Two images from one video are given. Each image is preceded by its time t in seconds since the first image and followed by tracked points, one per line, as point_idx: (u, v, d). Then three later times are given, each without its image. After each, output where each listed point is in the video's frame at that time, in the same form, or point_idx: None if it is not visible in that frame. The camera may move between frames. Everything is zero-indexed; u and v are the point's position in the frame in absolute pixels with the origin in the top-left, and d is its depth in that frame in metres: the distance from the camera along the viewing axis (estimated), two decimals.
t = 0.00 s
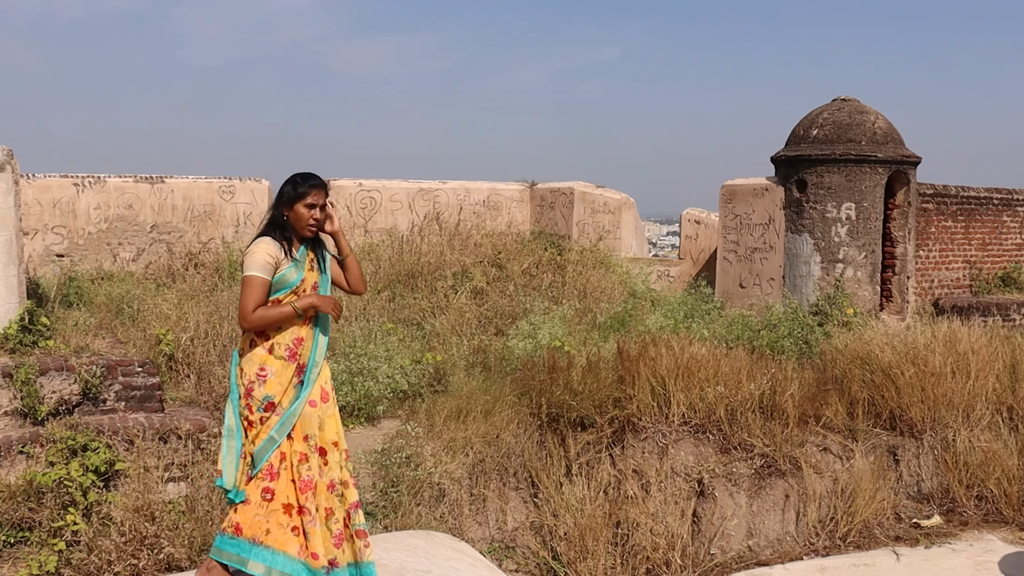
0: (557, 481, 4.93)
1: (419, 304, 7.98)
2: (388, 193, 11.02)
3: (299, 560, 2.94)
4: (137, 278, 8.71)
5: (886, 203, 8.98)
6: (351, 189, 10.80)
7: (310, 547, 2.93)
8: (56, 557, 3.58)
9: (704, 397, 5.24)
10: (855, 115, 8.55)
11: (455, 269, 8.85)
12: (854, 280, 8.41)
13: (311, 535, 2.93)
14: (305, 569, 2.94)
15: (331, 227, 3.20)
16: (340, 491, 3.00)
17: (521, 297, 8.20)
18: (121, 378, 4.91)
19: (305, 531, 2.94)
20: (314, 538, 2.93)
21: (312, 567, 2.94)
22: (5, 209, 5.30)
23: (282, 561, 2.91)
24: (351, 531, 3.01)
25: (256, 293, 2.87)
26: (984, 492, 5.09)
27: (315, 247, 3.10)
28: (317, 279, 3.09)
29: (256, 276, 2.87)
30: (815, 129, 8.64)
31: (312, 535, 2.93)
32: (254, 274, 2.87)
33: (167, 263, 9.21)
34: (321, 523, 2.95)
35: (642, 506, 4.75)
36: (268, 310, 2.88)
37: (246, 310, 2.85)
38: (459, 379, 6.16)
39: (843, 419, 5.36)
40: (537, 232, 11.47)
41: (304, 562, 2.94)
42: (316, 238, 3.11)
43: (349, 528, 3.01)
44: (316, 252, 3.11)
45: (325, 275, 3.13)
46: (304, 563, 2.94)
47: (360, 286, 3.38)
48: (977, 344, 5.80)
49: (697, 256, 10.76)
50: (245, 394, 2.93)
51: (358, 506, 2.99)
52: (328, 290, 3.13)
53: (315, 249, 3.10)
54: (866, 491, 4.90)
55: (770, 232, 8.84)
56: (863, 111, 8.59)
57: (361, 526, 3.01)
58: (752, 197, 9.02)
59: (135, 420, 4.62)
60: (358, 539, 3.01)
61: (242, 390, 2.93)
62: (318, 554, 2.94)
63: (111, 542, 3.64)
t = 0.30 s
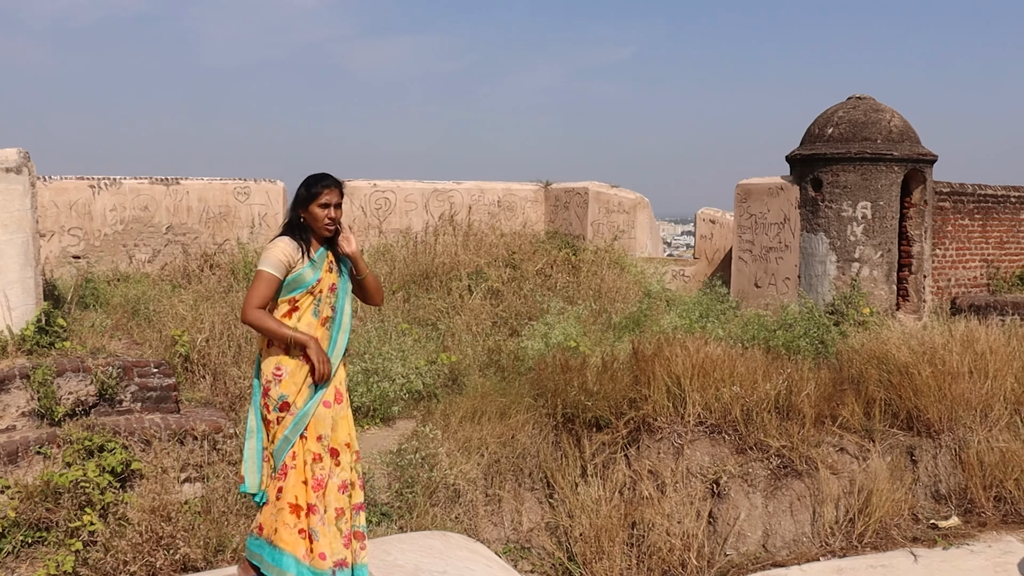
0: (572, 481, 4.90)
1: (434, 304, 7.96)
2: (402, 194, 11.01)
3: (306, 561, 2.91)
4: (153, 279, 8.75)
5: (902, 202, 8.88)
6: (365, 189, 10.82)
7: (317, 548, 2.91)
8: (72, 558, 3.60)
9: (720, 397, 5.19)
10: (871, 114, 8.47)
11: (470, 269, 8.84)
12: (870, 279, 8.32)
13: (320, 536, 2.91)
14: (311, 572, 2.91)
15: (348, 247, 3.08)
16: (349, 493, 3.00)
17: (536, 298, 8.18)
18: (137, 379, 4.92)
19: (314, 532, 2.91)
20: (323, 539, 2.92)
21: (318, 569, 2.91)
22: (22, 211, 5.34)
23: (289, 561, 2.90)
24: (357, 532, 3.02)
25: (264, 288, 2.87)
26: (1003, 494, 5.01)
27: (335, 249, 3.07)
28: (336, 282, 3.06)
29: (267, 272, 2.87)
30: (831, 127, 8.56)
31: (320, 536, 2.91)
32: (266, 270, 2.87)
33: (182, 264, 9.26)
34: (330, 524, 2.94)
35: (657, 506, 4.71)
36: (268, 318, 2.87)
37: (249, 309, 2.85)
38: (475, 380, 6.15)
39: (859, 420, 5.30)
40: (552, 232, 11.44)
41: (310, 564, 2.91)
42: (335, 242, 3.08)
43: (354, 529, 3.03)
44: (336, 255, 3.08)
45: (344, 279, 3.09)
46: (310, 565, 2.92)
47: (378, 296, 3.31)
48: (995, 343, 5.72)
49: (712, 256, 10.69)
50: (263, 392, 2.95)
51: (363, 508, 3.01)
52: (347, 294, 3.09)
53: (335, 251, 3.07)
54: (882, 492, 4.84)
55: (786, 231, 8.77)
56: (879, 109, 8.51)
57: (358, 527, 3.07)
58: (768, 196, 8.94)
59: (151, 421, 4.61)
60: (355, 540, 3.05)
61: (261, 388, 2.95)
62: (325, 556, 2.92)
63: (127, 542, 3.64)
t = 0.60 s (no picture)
0: (591, 479, 4.88)
1: (453, 302, 7.96)
2: (420, 193, 11.03)
3: (338, 555, 2.90)
4: (173, 279, 8.82)
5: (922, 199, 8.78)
6: (384, 189, 10.85)
7: (349, 541, 2.91)
8: (95, 555, 3.63)
9: (739, 395, 5.15)
10: (891, 110, 8.38)
11: (488, 268, 8.84)
12: (890, 277, 8.23)
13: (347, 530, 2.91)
14: (345, 565, 2.90)
15: (377, 278, 3.06)
16: (370, 489, 3.00)
17: (555, 296, 8.16)
18: (158, 378, 4.95)
19: (339, 526, 2.91)
20: (349, 532, 2.91)
21: (352, 561, 2.91)
22: (43, 211, 5.39)
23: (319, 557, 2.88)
24: (384, 528, 3.01)
25: (288, 286, 2.87)
26: None
27: (361, 246, 3.06)
28: (360, 282, 3.04)
29: (289, 267, 2.88)
30: (851, 124, 8.48)
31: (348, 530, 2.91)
32: (288, 264, 2.88)
33: (202, 264, 9.32)
34: (358, 518, 2.93)
35: (677, 505, 4.68)
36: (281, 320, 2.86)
37: (274, 308, 2.87)
38: (494, 378, 6.15)
39: (880, 418, 5.23)
40: (570, 230, 11.40)
41: (341, 557, 2.90)
42: (360, 239, 3.08)
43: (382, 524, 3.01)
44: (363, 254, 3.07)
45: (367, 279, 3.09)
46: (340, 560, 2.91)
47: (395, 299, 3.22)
48: (1018, 341, 5.63)
49: (732, 253, 10.61)
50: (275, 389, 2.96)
51: (387, 504, 2.99)
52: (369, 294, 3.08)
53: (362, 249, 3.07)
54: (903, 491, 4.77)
55: (806, 228, 8.66)
56: (899, 106, 8.41)
57: (386, 523, 3.03)
58: (787, 193, 8.83)
59: (172, 420, 4.62)
60: (384, 537, 3.02)
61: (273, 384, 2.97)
62: (358, 549, 2.92)
63: (147, 541, 3.65)
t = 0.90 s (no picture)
0: (610, 476, 4.85)
1: (470, 298, 7.94)
2: (437, 188, 11.03)
3: (334, 552, 2.90)
4: (191, 275, 8.87)
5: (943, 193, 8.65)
6: (401, 185, 10.86)
7: (346, 539, 2.91)
8: (115, 551, 3.66)
9: (758, 392, 5.10)
10: (911, 104, 8.25)
11: (505, 264, 8.81)
12: (910, 272, 8.09)
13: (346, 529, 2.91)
14: (340, 563, 2.91)
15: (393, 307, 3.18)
16: (374, 488, 2.99)
17: (572, 292, 8.13)
18: (177, 374, 4.97)
19: (337, 523, 2.91)
20: (346, 530, 2.91)
21: (347, 560, 2.91)
22: (63, 208, 5.42)
23: (315, 553, 2.89)
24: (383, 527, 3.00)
25: (315, 287, 2.89)
26: None
27: (379, 245, 3.05)
28: (375, 281, 3.03)
29: (308, 264, 2.89)
30: (870, 118, 8.35)
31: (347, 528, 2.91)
32: (307, 262, 2.89)
33: (220, 260, 9.37)
34: (356, 516, 2.92)
35: (695, 501, 4.65)
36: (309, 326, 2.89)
37: (303, 310, 2.90)
38: (512, 374, 6.14)
39: (900, 414, 5.17)
40: (587, 225, 11.36)
41: (335, 555, 2.90)
42: (378, 238, 3.06)
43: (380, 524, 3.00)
44: (382, 254, 3.06)
45: (384, 278, 3.08)
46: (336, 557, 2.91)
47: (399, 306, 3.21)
48: None
49: (750, 248, 10.51)
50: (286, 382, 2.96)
51: (391, 504, 2.98)
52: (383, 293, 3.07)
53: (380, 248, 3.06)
54: (925, 487, 4.71)
55: (825, 224, 8.60)
56: (920, 100, 8.28)
57: (394, 523, 3.02)
58: (806, 188, 8.75)
59: (191, 416, 4.63)
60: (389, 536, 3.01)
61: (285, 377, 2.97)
62: (353, 547, 2.91)
63: (167, 536, 3.66)
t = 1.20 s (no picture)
0: (630, 470, 4.82)
1: (490, 292, 7.91)
2: (457, 182, 11.01)
3: (346, 549, 2.89)
4: (212, 269, 8.92)
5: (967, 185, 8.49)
6: (421, 178, 10.86)
7: (358, 536, 2.89)
8: (137, 544, 3.69)
9: (780, 386, 5.02)
10: (934, 96, 8.11)
11: (525, 257, 8.77)
12: (933, 266, 7.99)
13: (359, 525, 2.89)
14: (352, 560, 2.89)
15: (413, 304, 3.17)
16: (389, 485, 2.97)
17: (593, 285, 8.09)
18: (198, 367, 4.99)
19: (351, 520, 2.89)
20: (361, 527, 2.89)
21: (359, 557, 2.89)
22: (85, 203, 5.45)
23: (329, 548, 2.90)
24: (394, 526, 2.97)
25: (332, 287, 2.88)
26: None
27: (394, 241, 3.02)
28: (391, 278, 3.02)
29: (324, 265, 2.88)
30: (892, 110, 8.23)
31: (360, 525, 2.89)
32: (323, 263, 2.88)
33: (241, 254, 9.42)
34: (369, 514, 2.91)
35: (717, 496, 4.60)
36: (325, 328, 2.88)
37: (322, 311, 2.88)
38: (533, 368, 6.11)
39: (923, 408, 5.07)
40: (607, 219, 11.29)
41: (348, 552, 2.89)
42: (393, 235, 3.03)
43: (393, 522, 2.98)
44: (397, 250, 3.04)
45: (401, 275, 3.06)
46: (348, 554, 2.89)
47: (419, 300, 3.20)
48: None
49: (771, 242, 10.39)
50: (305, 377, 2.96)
51: (403, 501, 2.96)
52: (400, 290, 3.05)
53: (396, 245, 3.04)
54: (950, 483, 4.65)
55: (847, 216, 8.44)
56: (943, 92, 8.14)
57: (392, 523, 2.98)
58: (828, 180, 8.59)
59: (212, 409, 4.63)
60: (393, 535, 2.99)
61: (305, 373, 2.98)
62: (365, 545, 2.89)
63: (190, 528, 3.69)
